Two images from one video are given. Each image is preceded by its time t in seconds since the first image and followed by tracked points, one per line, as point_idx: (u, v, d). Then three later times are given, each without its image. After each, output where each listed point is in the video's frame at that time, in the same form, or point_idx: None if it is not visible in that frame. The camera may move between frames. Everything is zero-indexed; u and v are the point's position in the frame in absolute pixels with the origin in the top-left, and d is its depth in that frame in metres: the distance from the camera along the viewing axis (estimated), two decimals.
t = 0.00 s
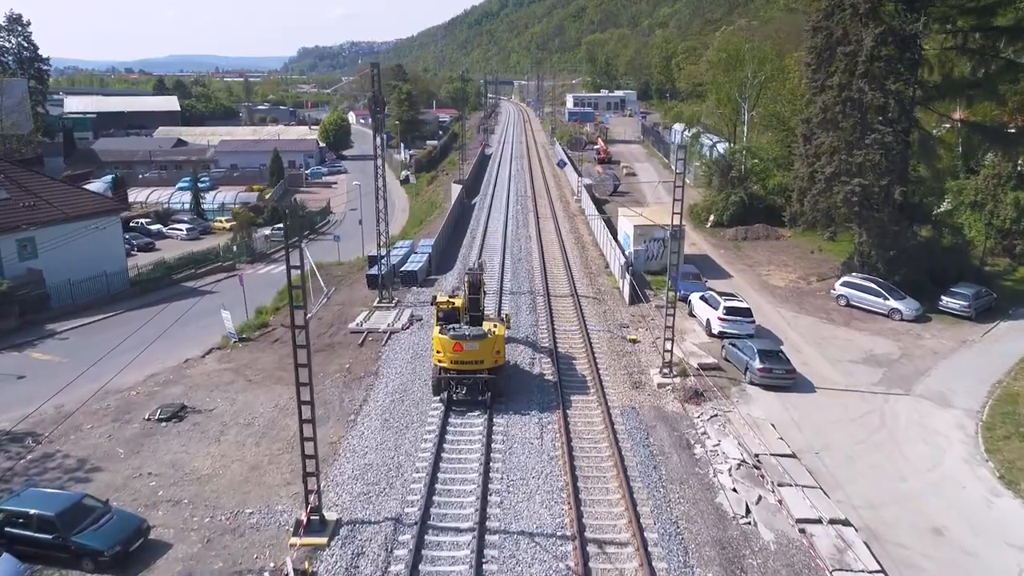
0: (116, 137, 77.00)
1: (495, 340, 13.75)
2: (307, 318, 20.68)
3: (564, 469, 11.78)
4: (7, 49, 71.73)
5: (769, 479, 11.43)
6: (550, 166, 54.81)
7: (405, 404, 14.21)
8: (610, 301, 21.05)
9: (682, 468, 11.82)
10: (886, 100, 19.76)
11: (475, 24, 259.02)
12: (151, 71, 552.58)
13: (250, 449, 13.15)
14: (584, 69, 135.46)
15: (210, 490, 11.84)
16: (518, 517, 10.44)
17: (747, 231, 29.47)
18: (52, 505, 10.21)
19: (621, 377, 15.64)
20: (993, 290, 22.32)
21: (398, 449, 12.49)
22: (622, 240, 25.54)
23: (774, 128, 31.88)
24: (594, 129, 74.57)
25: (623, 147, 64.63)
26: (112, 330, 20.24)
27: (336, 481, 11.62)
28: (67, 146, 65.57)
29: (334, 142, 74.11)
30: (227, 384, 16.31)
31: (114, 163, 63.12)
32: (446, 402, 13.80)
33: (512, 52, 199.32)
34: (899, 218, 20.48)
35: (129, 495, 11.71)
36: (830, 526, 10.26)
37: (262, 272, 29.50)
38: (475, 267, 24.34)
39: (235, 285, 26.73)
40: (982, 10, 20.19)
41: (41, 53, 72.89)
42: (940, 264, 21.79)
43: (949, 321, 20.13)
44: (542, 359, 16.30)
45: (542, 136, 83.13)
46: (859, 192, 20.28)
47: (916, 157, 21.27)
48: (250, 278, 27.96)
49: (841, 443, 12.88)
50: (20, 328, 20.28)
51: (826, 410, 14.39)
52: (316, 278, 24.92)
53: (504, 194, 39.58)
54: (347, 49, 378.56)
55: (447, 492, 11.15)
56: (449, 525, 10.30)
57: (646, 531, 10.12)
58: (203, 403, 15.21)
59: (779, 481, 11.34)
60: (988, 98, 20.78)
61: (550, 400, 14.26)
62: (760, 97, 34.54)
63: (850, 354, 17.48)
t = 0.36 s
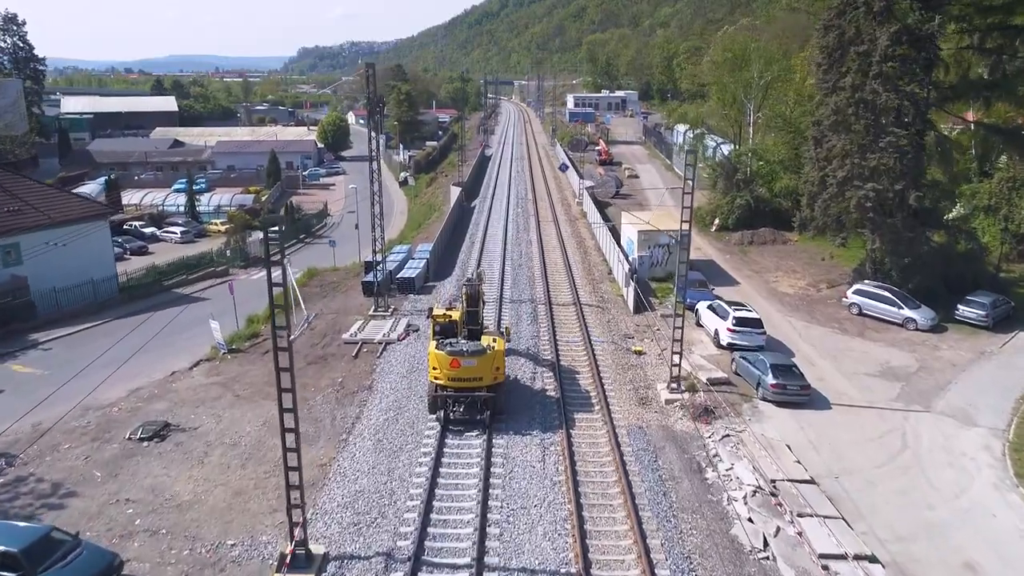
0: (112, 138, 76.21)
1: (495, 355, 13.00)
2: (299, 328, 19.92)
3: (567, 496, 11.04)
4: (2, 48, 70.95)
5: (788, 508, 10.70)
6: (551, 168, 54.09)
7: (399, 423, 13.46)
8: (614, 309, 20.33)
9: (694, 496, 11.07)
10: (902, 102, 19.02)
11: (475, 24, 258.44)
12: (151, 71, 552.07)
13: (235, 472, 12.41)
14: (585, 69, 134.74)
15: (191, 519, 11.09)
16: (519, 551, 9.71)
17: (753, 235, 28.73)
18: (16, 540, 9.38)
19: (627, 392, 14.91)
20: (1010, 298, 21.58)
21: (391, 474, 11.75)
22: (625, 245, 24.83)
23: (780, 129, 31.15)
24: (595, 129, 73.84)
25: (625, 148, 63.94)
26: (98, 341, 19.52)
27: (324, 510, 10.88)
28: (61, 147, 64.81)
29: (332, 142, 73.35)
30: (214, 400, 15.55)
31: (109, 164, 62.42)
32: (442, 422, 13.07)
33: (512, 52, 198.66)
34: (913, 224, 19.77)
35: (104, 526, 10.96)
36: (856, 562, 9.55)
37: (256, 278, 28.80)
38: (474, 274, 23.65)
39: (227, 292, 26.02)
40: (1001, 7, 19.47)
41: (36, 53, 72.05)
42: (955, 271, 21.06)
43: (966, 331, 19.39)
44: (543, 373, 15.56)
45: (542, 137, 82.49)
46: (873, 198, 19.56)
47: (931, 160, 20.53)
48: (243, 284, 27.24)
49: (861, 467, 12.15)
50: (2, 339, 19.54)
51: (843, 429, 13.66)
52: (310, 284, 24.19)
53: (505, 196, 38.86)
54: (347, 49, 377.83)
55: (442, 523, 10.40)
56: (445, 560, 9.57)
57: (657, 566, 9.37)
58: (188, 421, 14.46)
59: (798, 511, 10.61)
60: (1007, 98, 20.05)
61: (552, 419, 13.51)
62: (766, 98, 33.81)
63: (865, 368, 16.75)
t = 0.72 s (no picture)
0: (108, 139, 75.48)
1: (494, 374, 12.26)
2: (292, 339, 19.22)
3: (573, 527, 10.31)
4: None
5: (809, 542, 9.98)
6: (552, 169, 53.37)
7: (394, 444, 12.73)
8: (618, 319, 19.61)
9: (708, 526, 10.34)
10: (918, 103, 18.30)
11: (475, 24, 257.84)
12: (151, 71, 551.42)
13: (219, 497, 11.70)
14: (586, 69, 134.09)
15: (170, 551, 10.37)
16: None
17: (760, 239, 28.01)
18: None
19: (633, 410, 14.18)
20: None
21: (384, 501, 11.03)
22: (629, 251, 24.10)
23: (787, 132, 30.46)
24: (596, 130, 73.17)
25: (626, 149, 63.22)
26: (82, 352, 18.81)
27: (312, 542, 10.16)
28: (57, 148, 64.08)
29: (331, 142, 72.57)
30: (200, 417, 14.81)
31: (104, 166, 61.67)
32: (439, 444, 12.33)
33: (512, 52, 198.09)
34: (929, 231, 19.06)
35: (75, 559, 10.22)
36: None
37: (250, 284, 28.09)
38: (473, 281, 22.97)
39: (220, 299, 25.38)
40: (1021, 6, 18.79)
41: (33, 53, 71.25)
42: (971, 278, 20.32)
43: (983, 341, 18.67)
44: (546, 388, 14.84)
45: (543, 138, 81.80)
46: (888, 203, 18.85)
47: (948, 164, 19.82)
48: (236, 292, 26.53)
49: (884, 493, 11.43)
50: None
51: (862, 450, 12.94)
52: (304, 291, 23.46)
53: (505, 199, 38.15)
54: (347, 49, 377.29)
55: (438, 557, 9.67)
56: None
57: None
58: (171, 440, 13.74)
59: (821, 546, 9.89)
60: None
61: (555, 440, 12.77)
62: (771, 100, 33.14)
63: (882, 382, 16.03)
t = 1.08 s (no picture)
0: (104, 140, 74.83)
1: (493, 394, 11.52)
2: (283, 350, 18.48)
3: (578, 562, 9.56)
4: None
5: None
6: (552, 171, 52.66)
7: (386, 468, 11.99)
8: (623, 329, 18.88)
9: (723, 562, 9.62)
10: (935, 105, 17.59)
11: (476, 24, 257.34)
12: (151, 71, 551.05)
13: (199, 527, 10.96)
14: (586, 69, 133.56)
15: None
16: None
17: (766, 244, 27.28)
18: None
19: (640, 429, 13.44)
20: None
21: (375, 533, 10.28)
22: (633, 258, 23.38)
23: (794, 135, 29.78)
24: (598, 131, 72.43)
25: (628, 150, 62.45)
26: (64, 364, 18.08)
27: None
28: (52, 149, 63.37)
29: (330, 143, 71.81)
30: (184, 435, 14.07)
31: (99, 167, 60.98)
32: (435, 468, 11.59)
33: (513, 52, 197.63)
34: (946, 238, 18.30)
35: None
36: None
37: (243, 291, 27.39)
38: (473, 289, 22.26)
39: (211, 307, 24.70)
40: None
41: (28, 53, 70.42)
42: (988, 286, 19.57)
43: (1003, 352, 17.93)
44: (547, 405, 14.08)
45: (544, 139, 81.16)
46: (904, 209, 18.08)
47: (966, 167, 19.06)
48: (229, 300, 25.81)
49: (910, 524, 10.69)
50: None
51: (884, 473, 12.20)
52: (298, 299, 22.72)
53: (505, 202, 37.45)
54: (347, 49, 376.89)
55: None
56: None
57: None
58: (151, 462, 13.00)
59: None
60: None
61: (557, 464, 12.03)
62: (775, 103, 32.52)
63: (900, 398, 15.29)
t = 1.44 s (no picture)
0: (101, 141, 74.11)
1: (491, 418, 10.76)
2: (274, 362, 17.74)
3: None
4: None
5: None
6: (553, 173, 52.02)
7: (378, 496, 11.24)
8: (627, 340, 18.15)
9: None
10: (954, 107, 16.90)
11: (476, 24, 257.12)
12: (152, 70, 552.68)
13: (176, 560, 10.20)
14: (587, 70, 133.12)
15: None
16: None
17: (774, 249, 26.54)
18: None
19: (648, 449, 12.71)
20: None
21: (364, 569, 9.53)
22: (637, 264, 22.68)
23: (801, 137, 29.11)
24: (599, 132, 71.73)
25: (629, 151, 61.77)
26: (44, 380, 17.32)
27: None
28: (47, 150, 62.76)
29: (328, 144, 71.05)
30: (166, 456, 13.32)
31: (94, 169, 60.37)
32: (429, 497, 10.84)
33: (513, 52, 197.31)
34: (964, 244, 17.57)
35: None
36: None
37: (236, 297, 26.69)
38: (472, 297, 21.54)
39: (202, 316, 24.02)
40: None
41: (24, 53, 69.70)
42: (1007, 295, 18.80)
43: None
44: (550, 425, 13.35)
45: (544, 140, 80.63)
46: (921, 215, 17.33)
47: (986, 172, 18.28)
48: (221, 308, 25.10)
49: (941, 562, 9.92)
50: None
51: (908, 501, 11.45)
52: (291, 306, 22.01)
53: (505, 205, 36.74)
54: (347, 49, 376.43)
55: None
56: None
57: None
58: (129, 487, 12.23)
59: None
60: None
61: (560, 491, 11.27)
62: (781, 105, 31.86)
63: (920, 415, 14.54)
